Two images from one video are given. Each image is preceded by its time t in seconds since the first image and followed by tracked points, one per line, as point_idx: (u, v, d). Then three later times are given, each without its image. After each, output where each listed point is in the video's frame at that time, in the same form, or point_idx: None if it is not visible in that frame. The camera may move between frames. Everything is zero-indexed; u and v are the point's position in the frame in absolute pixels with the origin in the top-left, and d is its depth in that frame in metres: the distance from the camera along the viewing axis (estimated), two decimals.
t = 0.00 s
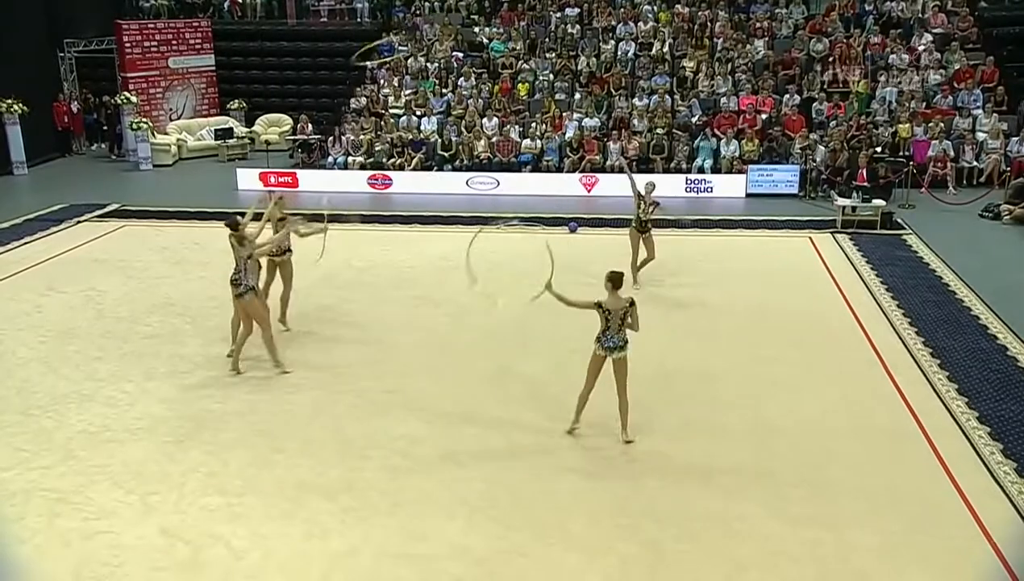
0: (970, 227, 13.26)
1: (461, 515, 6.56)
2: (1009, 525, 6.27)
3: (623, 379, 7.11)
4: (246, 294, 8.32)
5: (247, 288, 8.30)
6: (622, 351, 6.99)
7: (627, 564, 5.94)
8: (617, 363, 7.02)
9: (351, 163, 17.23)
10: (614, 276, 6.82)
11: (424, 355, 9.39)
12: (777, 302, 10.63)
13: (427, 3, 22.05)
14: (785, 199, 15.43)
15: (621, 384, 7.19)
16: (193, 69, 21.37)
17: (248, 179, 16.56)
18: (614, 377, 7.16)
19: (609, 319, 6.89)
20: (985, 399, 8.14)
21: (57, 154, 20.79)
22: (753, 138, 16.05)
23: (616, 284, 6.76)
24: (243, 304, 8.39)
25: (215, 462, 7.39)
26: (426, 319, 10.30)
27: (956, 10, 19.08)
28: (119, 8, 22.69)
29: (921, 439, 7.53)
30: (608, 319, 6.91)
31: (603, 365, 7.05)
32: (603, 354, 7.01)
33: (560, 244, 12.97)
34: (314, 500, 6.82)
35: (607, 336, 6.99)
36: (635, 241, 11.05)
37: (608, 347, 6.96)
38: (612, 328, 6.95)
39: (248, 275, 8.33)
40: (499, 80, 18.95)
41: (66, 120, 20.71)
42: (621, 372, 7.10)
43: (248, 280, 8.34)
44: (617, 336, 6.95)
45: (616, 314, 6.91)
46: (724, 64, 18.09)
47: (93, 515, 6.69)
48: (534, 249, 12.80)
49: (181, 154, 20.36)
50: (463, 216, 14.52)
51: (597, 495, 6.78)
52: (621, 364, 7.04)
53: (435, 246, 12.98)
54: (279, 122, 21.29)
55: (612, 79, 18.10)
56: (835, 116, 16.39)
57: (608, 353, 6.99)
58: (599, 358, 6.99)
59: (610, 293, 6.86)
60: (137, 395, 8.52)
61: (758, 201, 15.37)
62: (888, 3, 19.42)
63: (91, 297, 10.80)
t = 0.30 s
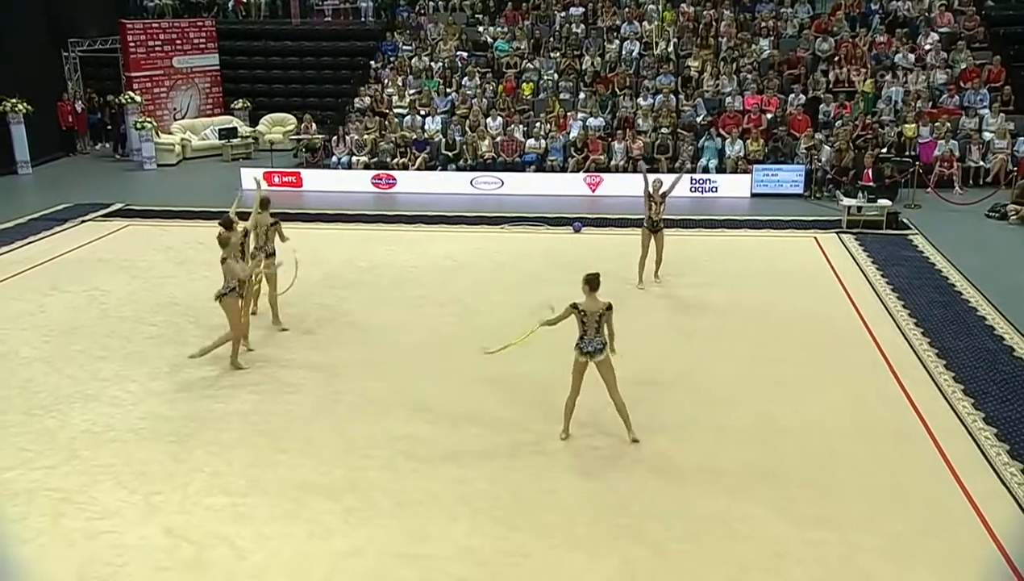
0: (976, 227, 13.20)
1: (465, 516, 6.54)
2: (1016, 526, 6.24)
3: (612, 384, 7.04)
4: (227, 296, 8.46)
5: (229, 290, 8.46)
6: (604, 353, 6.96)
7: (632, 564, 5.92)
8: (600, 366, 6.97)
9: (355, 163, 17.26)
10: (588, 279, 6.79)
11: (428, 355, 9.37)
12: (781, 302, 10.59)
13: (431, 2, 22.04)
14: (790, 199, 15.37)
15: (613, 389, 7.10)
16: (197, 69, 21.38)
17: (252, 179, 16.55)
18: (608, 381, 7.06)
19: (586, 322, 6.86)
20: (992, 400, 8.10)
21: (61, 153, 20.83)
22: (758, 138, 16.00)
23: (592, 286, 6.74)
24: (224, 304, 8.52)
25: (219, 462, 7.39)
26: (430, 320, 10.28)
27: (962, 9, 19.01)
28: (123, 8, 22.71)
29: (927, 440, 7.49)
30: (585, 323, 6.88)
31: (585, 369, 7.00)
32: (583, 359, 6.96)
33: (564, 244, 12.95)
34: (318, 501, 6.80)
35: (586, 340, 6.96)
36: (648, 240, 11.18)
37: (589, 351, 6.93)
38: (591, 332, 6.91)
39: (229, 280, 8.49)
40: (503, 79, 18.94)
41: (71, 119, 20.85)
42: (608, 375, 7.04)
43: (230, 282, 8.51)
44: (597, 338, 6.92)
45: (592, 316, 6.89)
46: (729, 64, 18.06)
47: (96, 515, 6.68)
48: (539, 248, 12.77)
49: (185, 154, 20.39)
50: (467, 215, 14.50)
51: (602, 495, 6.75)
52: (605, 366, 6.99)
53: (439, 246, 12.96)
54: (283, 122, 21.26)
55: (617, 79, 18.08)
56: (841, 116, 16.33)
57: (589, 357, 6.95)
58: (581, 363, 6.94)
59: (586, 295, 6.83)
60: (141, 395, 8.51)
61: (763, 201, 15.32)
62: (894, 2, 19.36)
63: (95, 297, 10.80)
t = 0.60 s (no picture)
0: (985, 228, 13.15)
1: (472, 516, 6.54)
2: None
3: (604, 384, 6.96)
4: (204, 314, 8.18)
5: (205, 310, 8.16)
6: (594, 351, 6.91)
7: (639, 565, 5.91)
8: (592, 364, 6.94)
9: (362, 162, 17.28)
10: (579, 277, 6.73)
11: (436, 354, 9.39)
12: (788, 303, 10.55)
13: (438, 2, 22.07)
14: (798, 199, 15.33)
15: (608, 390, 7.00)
16: (205, 69, 21.46)
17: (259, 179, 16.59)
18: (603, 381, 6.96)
19: (576, 321, 6.82)
20: (1000, 401, 8.06)
21: (69, 153, 20.92)
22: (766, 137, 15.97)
23: (582, 284, 6.69)
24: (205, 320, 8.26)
25: (226, 461, 7.40)
26: (436, 320, 10.28)
27: (972, 9, 18.93)
28: (132, 8, 22.78)
29: (935, 441, 7.46)
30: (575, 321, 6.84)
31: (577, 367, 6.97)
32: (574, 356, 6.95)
33: (571, 244, 12.94)
34: (325, 500, 6.81)
35: (577, 338, 6.92)
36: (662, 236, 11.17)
37: (580, 349, 6.89)
38: (581, 330, 6.87)
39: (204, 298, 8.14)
40: (510, 79, 18.93)
41: (79, 119, 20.84)
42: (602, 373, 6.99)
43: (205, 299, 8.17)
44: (587, 337, 6.87)
45: (583, 314, 6.85)
46: (736, 64, 18.04)
47: (104, 513, 6.70)
48: (546, 248, 12.77)
49: (193, 154, 20.45)
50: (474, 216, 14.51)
51: (608, 496, 6.74)
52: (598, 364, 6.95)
53: (446, 246, 12.97)
54: (291, 121, 21.39)
55: (624, 79, 18.06)
56: (849, 116, 16.26)
57: (580, 355, 6.92)
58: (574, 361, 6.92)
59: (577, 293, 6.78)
60: (148, 394, 8.53)
61: (771, 201, 15.28)
62: (903, 2, 19.29)
63: (103, 296, 10.83)
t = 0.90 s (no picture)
0: (996, 228, 13.08)
1: (481, 516, 6.54)
2: None
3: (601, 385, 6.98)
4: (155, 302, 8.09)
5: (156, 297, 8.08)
6: (597, 352, 6.90)
7: (648, 565, 5.90)
8: (594, 365, 6.93)
9: (371, 162, 17.30)
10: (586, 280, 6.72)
11: (443, 354, 9.40)
12: (798, 303, 10.51)
13: (448, 2, 22.09)
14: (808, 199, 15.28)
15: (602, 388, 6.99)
16: (215, 69, 21.52)
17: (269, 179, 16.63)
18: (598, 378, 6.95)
19: (581, 322, 6.82)
20: (1012, 402, 8.02)
21: (80, 153, 21.03)
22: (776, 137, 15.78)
23: (588, 286, 6.70)
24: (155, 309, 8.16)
25: (236, 460, 7.43)
26: (444, 320, 10.28)
27: (983, 9, 18.83)
28: (143, 8, 22.88)
29: (946, 442, 7.42)
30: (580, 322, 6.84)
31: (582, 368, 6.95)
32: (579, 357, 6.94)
33: (580, 244, 12.92)
34: (334, 499, 6.82)
35: (582, 339, 6.92)
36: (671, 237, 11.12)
37: (583, 350, 6.88)
38: (586, 332, 6.86)
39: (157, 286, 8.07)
40: (519, 79, 18.93)
41: (90, 119, 20.96)
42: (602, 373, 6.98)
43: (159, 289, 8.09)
44: (591, 338, 6.86)
45: (588, 316, 6.84)
46: (746, 64, 18.00)
47: (115, 511, 6.74)
48: (555, 248, 12.76)
49: (203, 153, 20.52)
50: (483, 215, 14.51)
51: (616, 496, 6.73)
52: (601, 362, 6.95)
53: (455, 246, 12.97)
54: (300, 121, 21.37)
55: (633, 79, 18.03)
56: (860, 116, 16.18)
57: (584, 356, 6.92)
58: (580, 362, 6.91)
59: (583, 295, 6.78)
60: (159, 392, 8.56)
61: (781, 201, 15.23)
62: (913, 2, 19.20)
63: (113, 295, 10.88)
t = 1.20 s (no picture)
0: (1008, 229, 13.00)
1: (490, 516, 6.55)
2: None
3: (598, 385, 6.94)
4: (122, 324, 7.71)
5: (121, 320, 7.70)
6: (590, 354, 6.85)
7: (658, 567, 5.89)
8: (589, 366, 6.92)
9: (381, 161, 17.33)
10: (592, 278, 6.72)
11: (452, 353, 9.41)
12: (807, 304, 10.48)
13: (457, 2, 22.11)
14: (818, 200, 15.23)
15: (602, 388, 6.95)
16: (225, 68, 21.56)
17: (279, 178, 16.66)
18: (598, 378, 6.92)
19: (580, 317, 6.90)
20: None
21: (92, 152, 21.16)
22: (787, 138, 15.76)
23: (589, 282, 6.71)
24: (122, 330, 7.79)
25: (245, 458, 7.46)
26: (453, 319, 10.30)
27: (996, 8, 18.70)
28: (154, 8, 22.98)
29: (958, 443, 7.39)
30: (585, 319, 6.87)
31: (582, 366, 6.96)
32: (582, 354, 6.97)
33: (589, 244, 12.92)
34: (343, 499, 6.84)
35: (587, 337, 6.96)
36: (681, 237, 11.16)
37: (580, 348, 6.93)
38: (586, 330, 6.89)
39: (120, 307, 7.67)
40: (529, 79, 18.92)
41: (102, 118, 21.12)
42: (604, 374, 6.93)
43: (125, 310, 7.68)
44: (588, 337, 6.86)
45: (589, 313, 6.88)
46: (756, 64, 17.96)
47: (126, 510, 6.77)
48: (564, 248, 12.75)
49: (214, 152, 20.60)
50: (492, 215, 14.51)
51: (625, 497, 6.73)
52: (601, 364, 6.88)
53: (464, 246, 12.98)
54: (310, 121, 21.52)
55: (642, 79, 18.00)
56: (871, 116, 16.10)
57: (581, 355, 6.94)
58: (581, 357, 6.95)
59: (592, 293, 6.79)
60: (170, 391, 8.61)
61: (791, 201, 15.18)
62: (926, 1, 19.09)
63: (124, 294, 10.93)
